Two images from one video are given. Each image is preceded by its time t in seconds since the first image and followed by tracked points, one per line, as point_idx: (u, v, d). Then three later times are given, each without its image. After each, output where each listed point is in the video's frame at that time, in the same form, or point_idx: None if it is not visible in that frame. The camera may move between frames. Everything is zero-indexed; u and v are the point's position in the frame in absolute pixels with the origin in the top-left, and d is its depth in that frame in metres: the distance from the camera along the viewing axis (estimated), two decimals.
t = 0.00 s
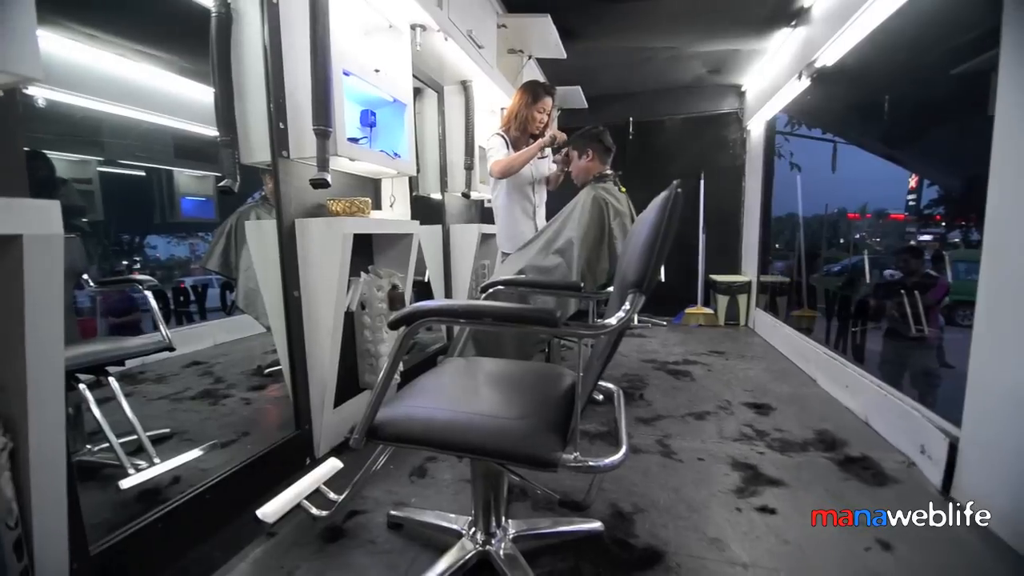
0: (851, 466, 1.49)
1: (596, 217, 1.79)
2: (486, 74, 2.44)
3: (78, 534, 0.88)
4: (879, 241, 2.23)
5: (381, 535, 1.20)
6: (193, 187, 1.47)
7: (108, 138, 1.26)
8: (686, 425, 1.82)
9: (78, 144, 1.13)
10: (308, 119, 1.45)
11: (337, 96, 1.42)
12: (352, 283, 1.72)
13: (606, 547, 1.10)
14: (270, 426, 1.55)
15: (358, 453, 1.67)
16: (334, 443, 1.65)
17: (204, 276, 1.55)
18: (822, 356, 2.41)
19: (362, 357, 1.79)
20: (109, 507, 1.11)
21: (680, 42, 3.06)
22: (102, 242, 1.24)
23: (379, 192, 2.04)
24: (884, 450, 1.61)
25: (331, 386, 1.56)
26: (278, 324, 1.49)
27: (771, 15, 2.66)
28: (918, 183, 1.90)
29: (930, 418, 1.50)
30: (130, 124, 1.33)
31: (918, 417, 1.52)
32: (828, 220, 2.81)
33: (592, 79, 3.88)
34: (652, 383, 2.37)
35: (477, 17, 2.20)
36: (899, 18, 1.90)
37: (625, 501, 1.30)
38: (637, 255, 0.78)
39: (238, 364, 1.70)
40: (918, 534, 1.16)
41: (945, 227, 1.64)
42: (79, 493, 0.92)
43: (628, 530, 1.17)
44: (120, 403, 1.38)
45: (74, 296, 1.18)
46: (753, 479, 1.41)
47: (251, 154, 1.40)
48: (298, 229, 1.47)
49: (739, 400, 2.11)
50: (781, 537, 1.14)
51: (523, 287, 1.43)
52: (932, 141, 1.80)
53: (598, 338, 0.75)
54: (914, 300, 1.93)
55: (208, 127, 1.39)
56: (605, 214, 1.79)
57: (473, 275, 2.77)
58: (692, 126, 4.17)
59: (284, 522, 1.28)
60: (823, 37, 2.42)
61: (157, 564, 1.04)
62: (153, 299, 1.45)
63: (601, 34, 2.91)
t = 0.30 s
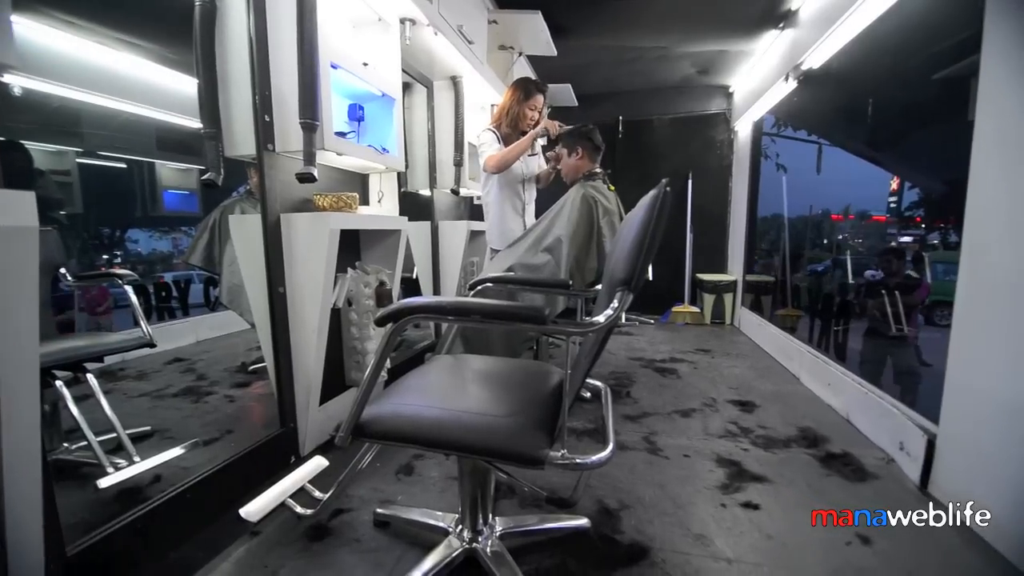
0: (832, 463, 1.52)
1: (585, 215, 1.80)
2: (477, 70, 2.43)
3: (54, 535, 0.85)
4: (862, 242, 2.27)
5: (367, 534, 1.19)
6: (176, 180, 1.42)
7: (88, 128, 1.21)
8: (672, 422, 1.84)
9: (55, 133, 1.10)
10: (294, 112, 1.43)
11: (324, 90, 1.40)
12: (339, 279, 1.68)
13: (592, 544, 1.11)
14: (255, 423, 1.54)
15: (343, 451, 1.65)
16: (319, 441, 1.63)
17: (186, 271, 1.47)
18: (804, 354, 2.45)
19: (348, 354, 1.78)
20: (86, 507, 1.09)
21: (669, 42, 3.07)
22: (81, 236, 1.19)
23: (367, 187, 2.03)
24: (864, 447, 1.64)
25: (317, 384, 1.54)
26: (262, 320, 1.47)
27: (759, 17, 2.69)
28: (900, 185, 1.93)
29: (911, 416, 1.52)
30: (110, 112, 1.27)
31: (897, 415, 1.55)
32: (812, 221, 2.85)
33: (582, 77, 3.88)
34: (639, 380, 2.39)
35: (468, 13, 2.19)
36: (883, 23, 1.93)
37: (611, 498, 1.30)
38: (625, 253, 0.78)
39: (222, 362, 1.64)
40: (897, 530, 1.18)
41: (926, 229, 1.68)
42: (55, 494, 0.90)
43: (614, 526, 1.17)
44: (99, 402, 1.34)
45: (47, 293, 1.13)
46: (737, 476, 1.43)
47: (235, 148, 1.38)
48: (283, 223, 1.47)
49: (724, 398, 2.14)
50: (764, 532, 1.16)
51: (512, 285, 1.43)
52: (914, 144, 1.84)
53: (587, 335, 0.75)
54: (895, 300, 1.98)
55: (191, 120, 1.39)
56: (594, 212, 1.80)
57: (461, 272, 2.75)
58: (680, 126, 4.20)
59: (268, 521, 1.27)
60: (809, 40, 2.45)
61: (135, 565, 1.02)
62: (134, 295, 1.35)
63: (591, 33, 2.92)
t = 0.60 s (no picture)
0: (813, 457, 1.55)
1: (572, 213, 1.80)
2: (463, 66, 2.41)
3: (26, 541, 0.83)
4: (842, 241, 2.32)
5: (352, 534, 1.18)
6: (154, 176, 1.40)
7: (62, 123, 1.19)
8: (657, 419, 1.85)
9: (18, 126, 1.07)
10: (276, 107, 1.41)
11: (307, 85, 1.38)
12: (323, 278, 1.65)
13: (578, 540, 1.11)
14: (239, 424, 1.50)
15: (328, 451, 1.63)
16: (303, 441, 1.61)
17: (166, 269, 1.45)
18: (786, 350, 2.49)
19: (333, 354, 1.76)
20: (61, 511, 1.06)
21: (655, 42, 3.09)
22: (57, 234, 1.19)
23: (352, 184, 2.00)
24: (843, 441, 1.68)
25: (301, 384, 1.52)
26: (244, 319, 1.44)
27: (743, 18, 2.72)
28: (878, 185, 1.98)
29: (889, 410, 1.56)
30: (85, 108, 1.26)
31: (876, 409, 1.59)
32: (794, 220, 2.90)
33: (568, 76, 3.89)
34: (625, 377, 2.41)
35: (453, 9, 2.17)
36: (863, 25, 1.97)
37: (597, 494, 1.31)
38: (611, 250, 0.78)
39: (203, 362, 1.63)
40: (875, 521, 1.21)
41: (903, 228, 1.71)
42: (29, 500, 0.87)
43: (600, 523, 1.18)
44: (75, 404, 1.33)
45: (22, 290, 1.12)
46: (721, 471, 1.45)
47: (216, 143, 1.34)
48: (266, 220, 1.43)
49: (708, 394, 2.16)
50: (747, 526, 1.18)
51: (499, 283, 1.43)
52: (892, 145, 1.88)
53: (572, 333, 0.75)
54: (874, 297, 2.03)
55: (170, 115, 1.32)
56: (580, 210, 1.80)
57: (448, 270, 2.74)
58: (666, 126, 4.23)
59: (251, 523, 1.25)
60: (791, 41, 2.49)
61: (113, 570, 0.99)
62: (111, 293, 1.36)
63: (578, 31, 2.92)
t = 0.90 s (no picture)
0: (795, 452, 1.58)
1: (558, 213, 1.80)
2: (449, 65, 2.40)
3: None
4: (823, 240, 2.37)
5: (338, 538, 1.17)
6: (133, 176, 1.34)
7: (36, 120, 1.12)
8: (643, 417, 1.87)
9: None
10: (257, 106, 1.39)
11: (290, 83, 1.36)
12: (307, 278, 1.62)
13: (564, 539, 1.12)
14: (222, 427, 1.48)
15: (312, 454, 1.61)
16: (287, 444, 1.59)
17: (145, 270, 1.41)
18: (768, 348, 2.53)
19: (317, 356, 1.74)
20: (33, 520, 1.02)
21: (640, 43, 3.11)
22: (30, 234, 1.13)
23: (336, 183, 1.98)
24: (824, 436, 1.71)
25: (284, 386, 1.50)
26: (225, 321, 1.42)
27: (726, 20, 2.75)
28: (857, 186, 2.02)
29: (868, 406, 1.59)
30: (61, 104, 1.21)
31: (855, 405, 1.62)
32: (776, 220, 2.95)
33: (554, 76, 3.89)
34: (612, 376, 2.42)
35: (439, 7, 2.16)
36: (842, 29, 2.01)
37: (584, 493, 1.32)
38: (595, 250, 0.79)
39: (184, 365, 1.55)
40: (855, 514, 1.24)
41: (882, 227, 1.75)
42: None
43: (586, 521, 1.19)
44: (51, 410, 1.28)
45: None
46: (706, 467, 1.47)
47: (195, 142, 1.32)
48: (247, 219, 1.42)
49: (693, 392, 2.19)
50: (731, 522, 1.19)
51: (485, 282, 1.43)
52: (871, 147, 1.92)
53: (557, 332, 0.75)
54: (853, 296, 2.09)
55: (147, 113, 1.31)
56: (566, 209, 1.80)
57: (434, 270, 2.73)
58: (651, 127, 4.27)
59: (233, 528, 1.22)
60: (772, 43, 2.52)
61: None
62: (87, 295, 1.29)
63: (564, 31, 2.92)
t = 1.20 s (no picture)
0: (781, 449, 1.60)
1: (545, 213, 1.81)
2: (435, 66, 2.39)
3: None
4: (808, 240, 2.41)
5: (325, 542, 1.15)
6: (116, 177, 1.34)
7: (11, 117, 1.11)
8: (631, 416, 1.88)
9: None
10: (240, 105, 1.37)
11: (274, 83, 1.35)
12: (293, 281, 1.61)
13: (554, 539, 1.12)
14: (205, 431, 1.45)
15: (300, 458, 1.59)
16: (273, 448, 1.57)
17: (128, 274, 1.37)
18: (753, 346, 2.56)
19: (304, 359, 1.72)
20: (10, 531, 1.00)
21: (626, 44, 3.13)
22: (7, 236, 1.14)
23: (322, 184, 1.96)
24: (809, 432, 1.74)
25: (270, 390, 1.48)
26: (209, 325, 1.39)
27: (710, 22, 2.78)
28: (840, 186, 2.06)
29: (850, 401, 1.62)
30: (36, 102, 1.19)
31: (838, 401, 1.65)
32: (762, 219, 2.99)
33: (541, 77, 3.90)
34: (600, 375, 2.43)
35: (425, 7, 2.15)
36: (823, 31, 2.04)
37: (573, 493, 1.32)
38: (580, 251, 0.79)
39: (168, 370, 1.54)
40: (841, 510, 1.25)
41: (864, 226, 1.78)
42: None
43: (576, 521, 1.19)
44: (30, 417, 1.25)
45: None
46: (693, 465, 1.48)
47: (178, 142, 1.30)
48: (231, 222, 1.40)
49: (680, 390, 2.21)
50: (718, 518, 1.21)
51: (472, 283, 1.42)
52: (853, 147, 1.96)
53: (544, 333, 0.75)
54: (837, 293, 2.12)
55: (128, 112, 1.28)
56: (554, 210, 1.81)
57: (423, 271, 2.71)
58: (638, 128, 4.30)
59: (218, 535, 1.20)
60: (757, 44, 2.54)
61: None
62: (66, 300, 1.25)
63: (551, 32, 2.93)
